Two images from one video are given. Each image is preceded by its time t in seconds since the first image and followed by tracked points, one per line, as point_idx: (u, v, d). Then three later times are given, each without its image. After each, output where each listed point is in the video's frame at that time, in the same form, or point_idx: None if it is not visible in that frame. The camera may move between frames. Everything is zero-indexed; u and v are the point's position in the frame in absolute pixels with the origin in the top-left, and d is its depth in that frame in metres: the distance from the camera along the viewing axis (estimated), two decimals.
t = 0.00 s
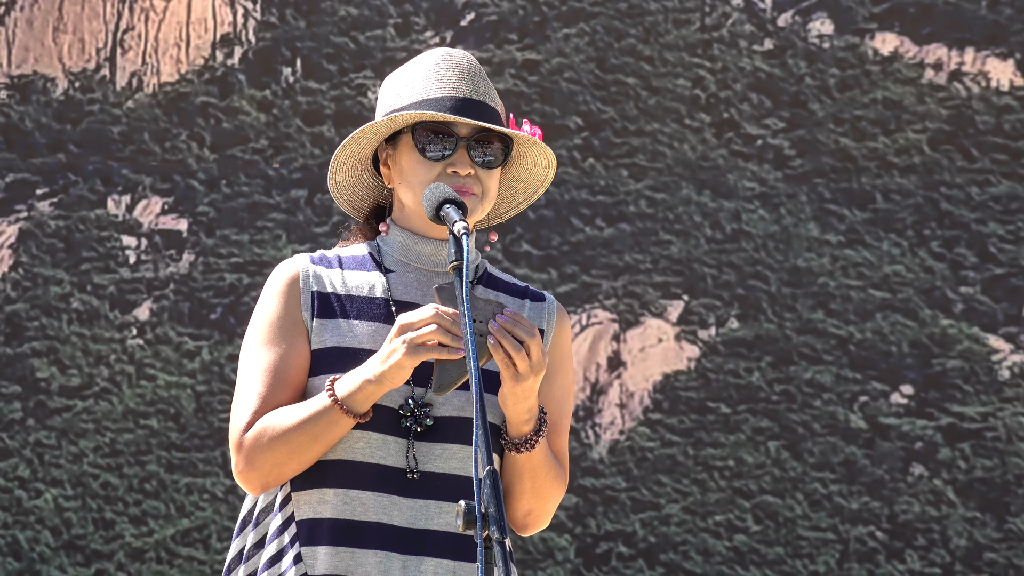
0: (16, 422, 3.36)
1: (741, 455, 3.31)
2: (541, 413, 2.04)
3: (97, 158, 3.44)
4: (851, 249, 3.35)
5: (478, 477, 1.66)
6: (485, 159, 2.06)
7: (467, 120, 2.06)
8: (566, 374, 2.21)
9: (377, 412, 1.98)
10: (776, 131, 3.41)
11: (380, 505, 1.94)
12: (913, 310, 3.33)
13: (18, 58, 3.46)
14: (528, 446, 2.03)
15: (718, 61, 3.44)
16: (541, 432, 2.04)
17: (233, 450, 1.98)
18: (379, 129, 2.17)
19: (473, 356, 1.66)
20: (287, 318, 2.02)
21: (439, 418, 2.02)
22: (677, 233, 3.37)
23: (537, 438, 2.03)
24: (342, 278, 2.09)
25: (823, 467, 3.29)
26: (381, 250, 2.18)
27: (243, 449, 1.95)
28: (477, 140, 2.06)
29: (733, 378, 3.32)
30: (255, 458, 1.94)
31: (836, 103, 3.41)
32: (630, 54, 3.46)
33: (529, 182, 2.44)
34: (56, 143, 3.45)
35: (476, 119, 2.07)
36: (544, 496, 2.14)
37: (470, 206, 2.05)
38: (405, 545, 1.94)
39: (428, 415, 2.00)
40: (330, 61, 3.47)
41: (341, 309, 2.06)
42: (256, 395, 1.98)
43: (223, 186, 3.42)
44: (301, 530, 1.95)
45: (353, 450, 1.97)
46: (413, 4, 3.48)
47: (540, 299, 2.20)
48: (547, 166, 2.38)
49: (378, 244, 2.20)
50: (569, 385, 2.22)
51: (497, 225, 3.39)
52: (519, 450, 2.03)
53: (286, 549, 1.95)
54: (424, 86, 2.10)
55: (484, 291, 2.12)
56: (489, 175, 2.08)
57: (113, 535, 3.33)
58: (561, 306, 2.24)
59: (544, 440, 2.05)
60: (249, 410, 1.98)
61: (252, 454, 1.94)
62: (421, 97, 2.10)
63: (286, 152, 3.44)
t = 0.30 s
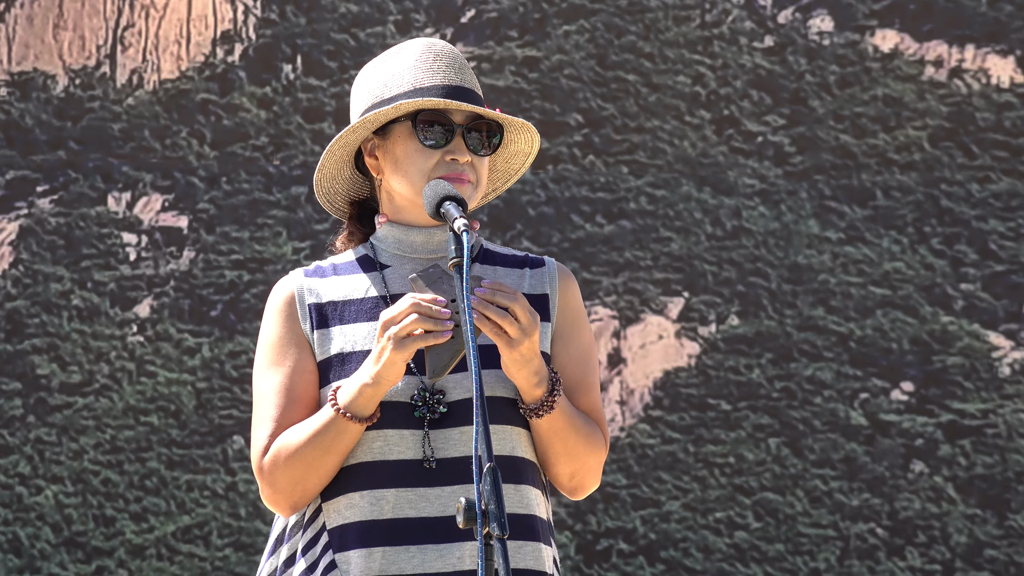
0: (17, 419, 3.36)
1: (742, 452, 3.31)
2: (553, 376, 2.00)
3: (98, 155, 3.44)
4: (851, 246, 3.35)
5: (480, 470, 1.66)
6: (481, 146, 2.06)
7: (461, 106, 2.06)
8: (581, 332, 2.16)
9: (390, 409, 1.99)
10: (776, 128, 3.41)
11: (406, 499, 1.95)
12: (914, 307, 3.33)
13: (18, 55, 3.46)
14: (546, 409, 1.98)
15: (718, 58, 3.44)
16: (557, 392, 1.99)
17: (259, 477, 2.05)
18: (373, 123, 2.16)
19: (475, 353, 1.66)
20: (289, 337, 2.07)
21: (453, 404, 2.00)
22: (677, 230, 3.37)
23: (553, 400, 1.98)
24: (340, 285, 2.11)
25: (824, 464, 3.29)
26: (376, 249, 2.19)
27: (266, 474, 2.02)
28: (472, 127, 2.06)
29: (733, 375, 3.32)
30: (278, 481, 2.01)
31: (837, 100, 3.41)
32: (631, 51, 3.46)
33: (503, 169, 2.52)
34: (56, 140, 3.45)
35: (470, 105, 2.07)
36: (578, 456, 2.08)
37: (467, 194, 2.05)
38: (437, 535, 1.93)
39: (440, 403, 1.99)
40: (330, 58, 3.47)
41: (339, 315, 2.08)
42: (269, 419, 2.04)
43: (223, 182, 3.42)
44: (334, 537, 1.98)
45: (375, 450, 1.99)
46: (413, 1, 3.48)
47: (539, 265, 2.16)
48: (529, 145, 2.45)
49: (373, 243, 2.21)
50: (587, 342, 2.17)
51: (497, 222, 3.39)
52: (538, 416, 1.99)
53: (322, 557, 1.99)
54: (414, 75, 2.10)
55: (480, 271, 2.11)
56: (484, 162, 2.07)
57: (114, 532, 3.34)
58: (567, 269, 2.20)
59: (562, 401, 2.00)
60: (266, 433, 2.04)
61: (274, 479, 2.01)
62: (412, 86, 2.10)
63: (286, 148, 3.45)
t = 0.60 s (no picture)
0: (19, 417, 3.36)
1: (744, 451, 3.31)
2: (544, 371, 1.95)
3: (100, 154, 3.44)
4: (853, 244, 3.35)
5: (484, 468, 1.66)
6: (478, 148, 2.04)
7: (457, 109, 2.05)
8: (587, 317, 2.10)
9: (391, 415, 1.99)
10: (778, 126, 3.41)
11: (416, 505, 1.95)
12: (916, 306, 3.32)
13: (20, 53, 3.46)
14: (539, 407, 1.93)
15: (720, 57, 3.44)
16: (548, 388, 1.94)
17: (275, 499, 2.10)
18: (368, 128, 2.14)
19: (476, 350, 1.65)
20: (295, 359, 2.09)
21: (454, 405, 1.97)
22: (679, 229, 3.38)
23: (544, 396, 1.93)
24: (343, 298, 2.12)
25: (826, 463, 3.29)
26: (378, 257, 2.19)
27: (277, 497, 2.07)
28: (468, 129, 2.05)
29: (735, 373, 3.32)
30: (288, 504, 2.05)
31: (839, 99, 3.41)
32: (633, 50, 3.46)
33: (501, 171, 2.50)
34: (58, 138, 3.45)
35: (467, 107, 2.06)
36: (588, 446, 2.02)
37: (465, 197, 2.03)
38: (449, 538, 1.92)
39: (441, 405, 1.97)
40: (332, 56, 3.47)
41: (340, 327, 2.09)
42: (278, 442, 2.08)
43: (225, 181, 3.42)
44: (356, 550, 1.99)
45: (382, 459, 1.99)
46: None
47: (538, 254, 2.12)
48: (526, 146, 2.41)
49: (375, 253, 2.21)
50: (595, 327, 2.10)
51: (500, 220, 3.41)
52: (533, 413, 1.94)
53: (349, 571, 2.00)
54: (410, 77, 2.09)
55: (480, 268, 2.10)
56: (481, 164, 2.06)
57: (116, 531, 3.34)
58: (571, 253, 2.14)
59: (555, 395, 1.94)
60: (278, 456, 2.08)
61: (282, 503, 2.05)
62: (408, 89, 2.09)
63: (288, 147, 3.44)
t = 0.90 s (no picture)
0: (19, 417, 3.36)
1: (744, 451, 3.31)
2: (533, 374, 1.95)
3: (100, 154, 3.44)
4: (853, 244, 3.35)
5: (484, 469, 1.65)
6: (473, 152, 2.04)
7: (454, 112, 2.05)
8: (577, 321, 2.10)
9: (380, 418, 1.99)
10: (778, 126, 3.41)
11: (406, 508, 1.95)
12: (916, 305, 3.32)
13: (21, 53, 3.46)
14: (528, 410, 1.94)
15: (721, 56, 3.44)
16: (536, 392, 1.94)
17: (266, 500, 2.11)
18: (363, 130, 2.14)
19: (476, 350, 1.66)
20: (286, 361, 2.09)
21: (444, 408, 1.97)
22: (679, 229, 3.38)
23: (533, 400, 1.93)
24: (334, 301, 2.12)
25: (826, 463, 3.29)
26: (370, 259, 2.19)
27: (267, 499, 2.08)
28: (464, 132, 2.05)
29: (735, 373, 3.32)
30: (277, 505, 2.06)
31: (839, 98, 3.41)
32: (633, 50, 3.46)
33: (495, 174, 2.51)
34: (58, 138, 3.45)
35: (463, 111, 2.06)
36: (577, 451, 2.02)
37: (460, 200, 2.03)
38: (438, 540, 1.92)
39: (430, 408, 1.96)
40: (332, 56, 3.47)
41: (331, 329, 2.09)
42: (268, 444, 2.09)
43: (225, 181, 3.42)
44: (349, 553, 1.99)
45: (372, 461, 1.98)
46: None
47: (529, 257, 2.13)
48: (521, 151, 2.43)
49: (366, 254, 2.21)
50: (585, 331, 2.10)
51: (500, 220, 3.41)
52: (522, 416, 1.94)
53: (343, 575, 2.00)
54: (406, 79, 2.09)
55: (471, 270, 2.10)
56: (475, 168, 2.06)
57: (116, 531, 3.33)
58: (562, 257, 2.14)
59: (544, 399, 1.95)
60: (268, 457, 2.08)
61: (272, 504, 2.06)
62: (404, 92, 2.08)
63: (288, 147, 3.44)
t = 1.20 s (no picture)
0: (20, 417, 3.36)
1: (745, 451, 3.31)
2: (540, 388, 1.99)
3: (101, 153, 3.44)
4: (854, 244, 3.35)
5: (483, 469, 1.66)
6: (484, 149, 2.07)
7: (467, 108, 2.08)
8: (569, 337, 2.14)
9: (377, 409, 1.99)
10: (779, 126, 3.41)
11: (395, 499, 1.94)
12: (917, 305, 3.32)
13: (22, 53, 3.46)
14: (532, 421, 1.97)
15: (722, 56, 3.44)
16: (543, 404, 1.98)
17: (238, 474, 2.05)
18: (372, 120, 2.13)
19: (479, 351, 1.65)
20: (276, 335, 2.05)
21: (442, 406, 2.00)
22: (680, 229, 3.38)
23: (539, 412, 1.97)
24: (331, 284, 2.11)
25: (826, 463, 3.29)
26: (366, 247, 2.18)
27: (245, 472, 2.02)
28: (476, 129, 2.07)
29: (736, 373, 3.32)
30: (257, 479, 2.01)
31: (840, 98, 3.41)
32: (634, 50, 3.46)
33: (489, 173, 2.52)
34: (59, 138, 3.45)
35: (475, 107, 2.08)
36: (567, 465, 2.06)
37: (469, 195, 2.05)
38: (425, 537, 1.92)
39: (428, 405, 1.99)
40: (334, 56, 3.47)
41: (329, 313, 2.07)
42: (251, 417, 2.03)
43: (226, 181, 3.42)
44: (329, 538, 1.97)
45: (363, 449, 1.98)
46: None
47: (529, 268, 2.15)
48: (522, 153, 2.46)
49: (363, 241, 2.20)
50: (575, 348, 2.15)
51: (500, 220, 3.40)
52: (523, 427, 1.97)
53: (319, 560, 1.98)
54: (418, 72, 2.10)
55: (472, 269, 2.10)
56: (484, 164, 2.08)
57: (117, 531, 3.33)
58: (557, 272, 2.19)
59: (548, 412, 1.98)
60: (250, 431, 2.03)
61: (252, 477, 2.01)
62: (417, 84, 2.09)
63: (289, 147, 3.44)
